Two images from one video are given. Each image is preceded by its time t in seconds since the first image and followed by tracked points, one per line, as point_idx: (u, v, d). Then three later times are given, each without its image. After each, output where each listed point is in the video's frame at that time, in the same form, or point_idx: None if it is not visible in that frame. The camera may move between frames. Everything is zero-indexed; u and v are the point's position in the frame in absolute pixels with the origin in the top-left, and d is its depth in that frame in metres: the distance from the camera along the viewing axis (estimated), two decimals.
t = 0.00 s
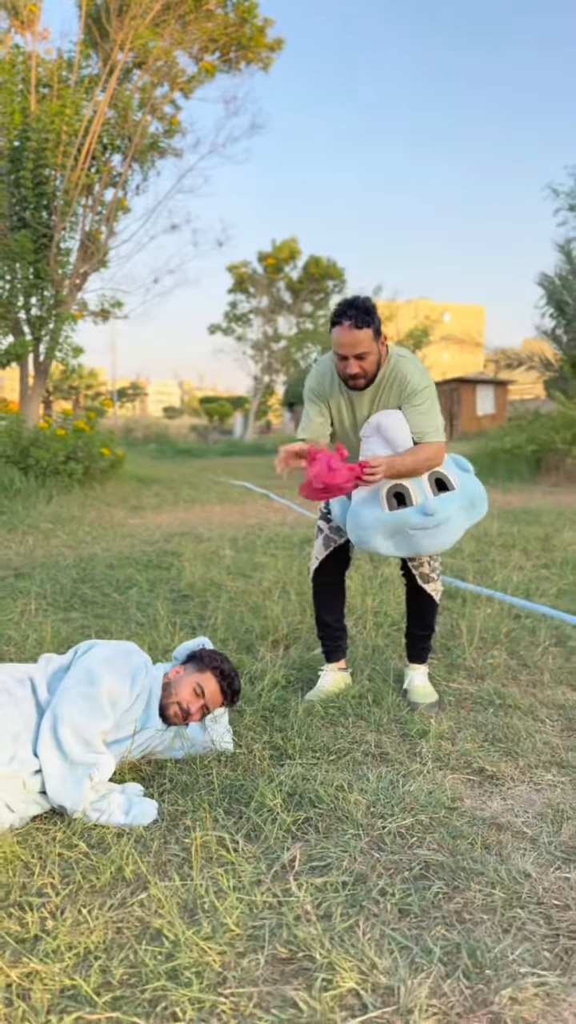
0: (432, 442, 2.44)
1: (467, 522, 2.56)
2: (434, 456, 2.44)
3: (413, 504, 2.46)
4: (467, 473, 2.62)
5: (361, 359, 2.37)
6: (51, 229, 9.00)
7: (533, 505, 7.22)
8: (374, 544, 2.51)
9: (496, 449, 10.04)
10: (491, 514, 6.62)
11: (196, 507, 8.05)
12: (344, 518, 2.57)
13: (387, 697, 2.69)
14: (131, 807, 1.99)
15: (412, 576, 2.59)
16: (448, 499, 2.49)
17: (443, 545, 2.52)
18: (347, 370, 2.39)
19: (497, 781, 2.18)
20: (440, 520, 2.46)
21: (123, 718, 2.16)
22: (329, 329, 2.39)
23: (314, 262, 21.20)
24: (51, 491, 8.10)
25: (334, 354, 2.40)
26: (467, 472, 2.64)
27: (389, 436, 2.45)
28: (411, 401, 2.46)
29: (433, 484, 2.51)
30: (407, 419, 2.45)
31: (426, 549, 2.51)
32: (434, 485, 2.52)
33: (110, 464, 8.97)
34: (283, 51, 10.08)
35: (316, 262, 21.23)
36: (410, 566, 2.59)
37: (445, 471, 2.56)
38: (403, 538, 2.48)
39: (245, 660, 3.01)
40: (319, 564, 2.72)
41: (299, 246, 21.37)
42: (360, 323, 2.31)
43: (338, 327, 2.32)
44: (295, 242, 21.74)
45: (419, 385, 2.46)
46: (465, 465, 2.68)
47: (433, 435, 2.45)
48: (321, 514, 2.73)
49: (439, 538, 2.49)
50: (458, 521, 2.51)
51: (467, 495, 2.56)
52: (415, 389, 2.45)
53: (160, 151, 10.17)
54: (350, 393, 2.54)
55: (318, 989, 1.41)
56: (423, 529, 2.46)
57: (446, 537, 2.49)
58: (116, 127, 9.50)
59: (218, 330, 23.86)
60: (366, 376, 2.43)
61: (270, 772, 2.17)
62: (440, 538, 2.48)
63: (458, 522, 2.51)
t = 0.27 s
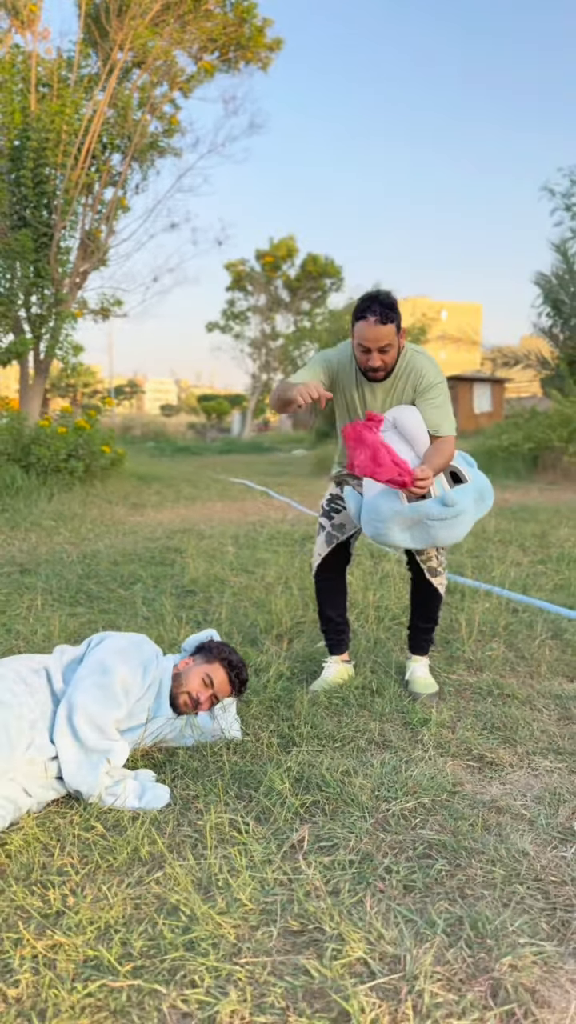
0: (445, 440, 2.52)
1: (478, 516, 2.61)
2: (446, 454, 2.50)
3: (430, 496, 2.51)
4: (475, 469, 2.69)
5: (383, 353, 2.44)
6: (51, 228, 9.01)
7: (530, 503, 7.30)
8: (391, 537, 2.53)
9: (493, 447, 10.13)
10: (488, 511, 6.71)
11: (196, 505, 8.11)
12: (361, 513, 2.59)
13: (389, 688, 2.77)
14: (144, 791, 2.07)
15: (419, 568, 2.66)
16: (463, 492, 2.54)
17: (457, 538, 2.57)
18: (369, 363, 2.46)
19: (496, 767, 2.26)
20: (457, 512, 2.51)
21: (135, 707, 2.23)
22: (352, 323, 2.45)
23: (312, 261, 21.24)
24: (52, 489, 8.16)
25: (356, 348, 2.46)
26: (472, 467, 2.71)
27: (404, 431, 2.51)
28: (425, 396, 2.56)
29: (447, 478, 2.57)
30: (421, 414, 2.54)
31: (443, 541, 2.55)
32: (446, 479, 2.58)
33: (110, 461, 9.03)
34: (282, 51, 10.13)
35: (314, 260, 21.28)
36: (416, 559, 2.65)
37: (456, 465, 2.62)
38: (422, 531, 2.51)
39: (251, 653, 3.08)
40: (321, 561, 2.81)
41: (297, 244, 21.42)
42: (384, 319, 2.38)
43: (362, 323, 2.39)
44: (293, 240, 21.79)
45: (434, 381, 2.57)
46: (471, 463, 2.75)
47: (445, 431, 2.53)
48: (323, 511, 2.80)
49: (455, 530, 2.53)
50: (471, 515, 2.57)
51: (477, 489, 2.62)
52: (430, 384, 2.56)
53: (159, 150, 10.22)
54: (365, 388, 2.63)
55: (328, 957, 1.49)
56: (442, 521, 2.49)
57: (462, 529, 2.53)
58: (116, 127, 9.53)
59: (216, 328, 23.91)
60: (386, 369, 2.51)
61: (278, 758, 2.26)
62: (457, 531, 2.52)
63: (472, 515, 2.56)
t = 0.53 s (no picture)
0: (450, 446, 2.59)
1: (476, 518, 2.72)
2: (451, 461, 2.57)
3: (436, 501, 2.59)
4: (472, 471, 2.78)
5: (404, 355, 2.52)
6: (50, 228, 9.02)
7: (525, 501, 7.40)
8: (395, 537, 2.62)
9: (489, 446, 10.23)
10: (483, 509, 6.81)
11: (194, 504, 8.19)
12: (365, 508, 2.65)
13: (387, 682, 2.86)
14: (153, 781, 2.15)
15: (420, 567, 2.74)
16: (465, 497, 2.63)
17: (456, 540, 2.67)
18: (390, 364, 2.53)
19: (491, 757, 2.35)
20: (459, 517, 2.60)
21: (144, 701, 2.32)
22: (376, 325, 2.51)
23: (308, 260, 21.30)
24: (51, 488, 8.22)
25: (378, 349, 2.52)
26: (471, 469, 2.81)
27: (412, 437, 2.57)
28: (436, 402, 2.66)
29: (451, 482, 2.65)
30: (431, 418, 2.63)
31: (443, 543, 2.65)
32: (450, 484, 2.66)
33: (109, 460, 9.09)
34: (278, 52, 10.19)
35: (310, 259, 21.34)
36: (418, 558, 2.73)
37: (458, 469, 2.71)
38: (425, 533, 2.60)
39: (253, 649, 3.17)
40: (321, 559, 2.88)
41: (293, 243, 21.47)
42: (409, 324, 2.46)
43: (388, 326, 2.46)
44: (288, 239, 21.85)
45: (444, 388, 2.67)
46: (468, 464, 2.84)
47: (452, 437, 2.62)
48: (322, 511, 2.88)
49: (456, 534, 2.63)
50: (470, 518, 2.67)
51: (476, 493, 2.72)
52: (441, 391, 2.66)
53: (156, 150, 10.27)
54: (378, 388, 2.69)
55: (333, 934, 1.57)
56: (445, 525, 2.58)
57: (462, 533, 2.63)
58: (113, 128, 9.58)
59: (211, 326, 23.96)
60: (404, 371, 2.60)
61: (282, 749, 2.34)
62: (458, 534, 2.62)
63: (471, 519, 2.66)
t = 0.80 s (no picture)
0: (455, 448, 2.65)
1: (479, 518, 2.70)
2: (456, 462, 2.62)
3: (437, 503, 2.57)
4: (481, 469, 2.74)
5: (419, 354, 2.59)
6: (46, 229, 9.05)
7: (519, 500, 7.47)
8: (399, 539, 2.64)
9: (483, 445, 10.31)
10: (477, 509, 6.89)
11: (190, 503, 8.24)
12: (370, 507, 2.68)
13: (385, 679, 2.93)
14: (157, 776, 2.21)
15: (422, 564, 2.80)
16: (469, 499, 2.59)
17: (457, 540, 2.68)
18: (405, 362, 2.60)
19: (485, 751, 2.42)
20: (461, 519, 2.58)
21: (148, 698, 2.38)
22: (394, 322, 2.57)
23: (302, 259, 21.34)
24: (48, 488, 8.26)
25: (395, 346, 2.58)
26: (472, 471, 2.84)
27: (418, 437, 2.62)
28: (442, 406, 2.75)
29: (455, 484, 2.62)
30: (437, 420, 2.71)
31: (445, 545, 2.67)
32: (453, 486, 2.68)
33: (105, 460, 9.14)
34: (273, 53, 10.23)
35: (304, 258, 21.38)
36: (421, 558, 2.80)
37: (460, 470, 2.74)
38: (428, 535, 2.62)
39: (252, 647, 3.24)
40: (323, 559, 2.94)
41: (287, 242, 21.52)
42: (426, 323, 2.52)
43: (406, 324, 2.52)
44: (283, 238, 21.89)
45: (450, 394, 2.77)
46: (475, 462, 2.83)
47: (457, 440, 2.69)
48: (324, 512, 2.94)
49: (457, 535, 2.63)
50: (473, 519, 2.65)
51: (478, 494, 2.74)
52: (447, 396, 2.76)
53: (152, 151, 10.31)
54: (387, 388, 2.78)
55: (334, 920, 1.64)
56: (446, 527, 2.58)
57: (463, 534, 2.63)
58: (109, 129, 9.60)
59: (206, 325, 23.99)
60: (417, 370, 2.67)
61: (282, 744, 2.41)
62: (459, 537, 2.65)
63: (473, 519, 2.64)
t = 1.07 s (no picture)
0: (447, 454, 2.70)
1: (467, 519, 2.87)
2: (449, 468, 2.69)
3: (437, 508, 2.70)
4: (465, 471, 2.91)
5: (410, 374, 2.58)
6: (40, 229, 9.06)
7: (511, 499, 7.53)
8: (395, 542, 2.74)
9: (475, 444, 10.39)
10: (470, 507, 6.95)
11: (185, 502, 8.28)
12: (370, 514, 2.74)
13: (378, 676, 2.98)
14: (156, 771, 2.25)
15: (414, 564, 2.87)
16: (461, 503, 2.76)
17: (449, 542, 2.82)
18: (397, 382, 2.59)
19: (476, 746, 2.48)
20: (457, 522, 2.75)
21: (147, 695, 2.42)
22: (384, 343, 2.55)
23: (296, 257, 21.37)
24: (43, 488, 8.27)
25: (386, 367, 2.58)
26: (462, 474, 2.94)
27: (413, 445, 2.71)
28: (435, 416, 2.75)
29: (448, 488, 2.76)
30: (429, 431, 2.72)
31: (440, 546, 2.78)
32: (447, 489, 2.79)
33: (100, 459, 9.16)
34: (267, 53, 10.26)
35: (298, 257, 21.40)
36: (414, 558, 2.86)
37: (454, 474, 2.83)
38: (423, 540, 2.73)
39: (248, 645, 3.29)
40: (310, 553, 2.99)
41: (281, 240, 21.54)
42: (418, 346, 2.52)
43: (397, 349, 2.51)
44: (277, 237, 21.91)
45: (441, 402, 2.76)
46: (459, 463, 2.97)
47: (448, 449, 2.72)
48: (315, 508, 2.99)
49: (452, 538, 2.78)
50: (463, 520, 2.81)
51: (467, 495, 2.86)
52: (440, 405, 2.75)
53: (146, 151, 10.33)
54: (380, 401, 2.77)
55: (329, 910, 1.69)
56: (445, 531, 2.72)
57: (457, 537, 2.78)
58: (103, 129, 9.61)
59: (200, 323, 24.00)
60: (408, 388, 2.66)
61: (278, 741, 2.46)
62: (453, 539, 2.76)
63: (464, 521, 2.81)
